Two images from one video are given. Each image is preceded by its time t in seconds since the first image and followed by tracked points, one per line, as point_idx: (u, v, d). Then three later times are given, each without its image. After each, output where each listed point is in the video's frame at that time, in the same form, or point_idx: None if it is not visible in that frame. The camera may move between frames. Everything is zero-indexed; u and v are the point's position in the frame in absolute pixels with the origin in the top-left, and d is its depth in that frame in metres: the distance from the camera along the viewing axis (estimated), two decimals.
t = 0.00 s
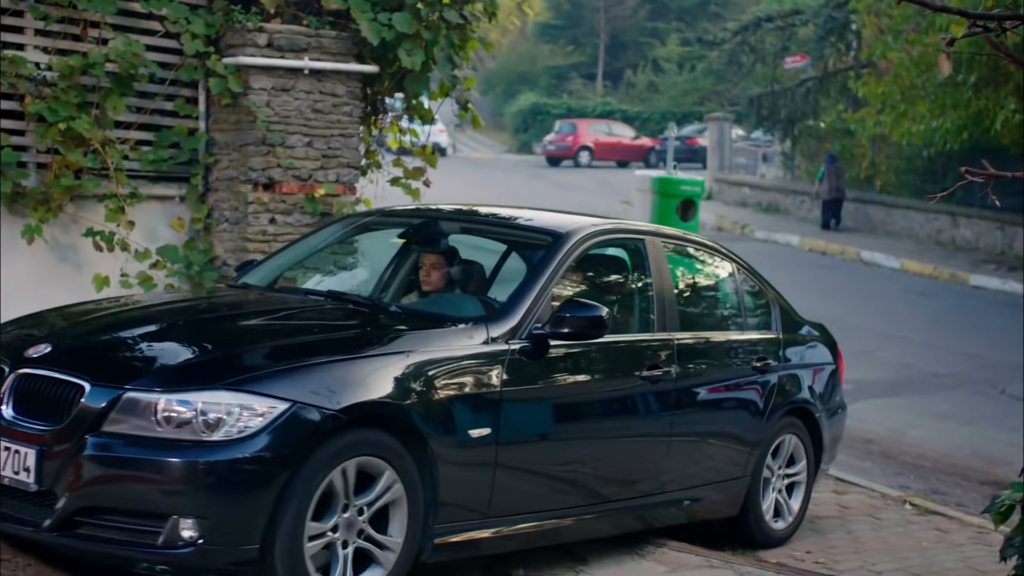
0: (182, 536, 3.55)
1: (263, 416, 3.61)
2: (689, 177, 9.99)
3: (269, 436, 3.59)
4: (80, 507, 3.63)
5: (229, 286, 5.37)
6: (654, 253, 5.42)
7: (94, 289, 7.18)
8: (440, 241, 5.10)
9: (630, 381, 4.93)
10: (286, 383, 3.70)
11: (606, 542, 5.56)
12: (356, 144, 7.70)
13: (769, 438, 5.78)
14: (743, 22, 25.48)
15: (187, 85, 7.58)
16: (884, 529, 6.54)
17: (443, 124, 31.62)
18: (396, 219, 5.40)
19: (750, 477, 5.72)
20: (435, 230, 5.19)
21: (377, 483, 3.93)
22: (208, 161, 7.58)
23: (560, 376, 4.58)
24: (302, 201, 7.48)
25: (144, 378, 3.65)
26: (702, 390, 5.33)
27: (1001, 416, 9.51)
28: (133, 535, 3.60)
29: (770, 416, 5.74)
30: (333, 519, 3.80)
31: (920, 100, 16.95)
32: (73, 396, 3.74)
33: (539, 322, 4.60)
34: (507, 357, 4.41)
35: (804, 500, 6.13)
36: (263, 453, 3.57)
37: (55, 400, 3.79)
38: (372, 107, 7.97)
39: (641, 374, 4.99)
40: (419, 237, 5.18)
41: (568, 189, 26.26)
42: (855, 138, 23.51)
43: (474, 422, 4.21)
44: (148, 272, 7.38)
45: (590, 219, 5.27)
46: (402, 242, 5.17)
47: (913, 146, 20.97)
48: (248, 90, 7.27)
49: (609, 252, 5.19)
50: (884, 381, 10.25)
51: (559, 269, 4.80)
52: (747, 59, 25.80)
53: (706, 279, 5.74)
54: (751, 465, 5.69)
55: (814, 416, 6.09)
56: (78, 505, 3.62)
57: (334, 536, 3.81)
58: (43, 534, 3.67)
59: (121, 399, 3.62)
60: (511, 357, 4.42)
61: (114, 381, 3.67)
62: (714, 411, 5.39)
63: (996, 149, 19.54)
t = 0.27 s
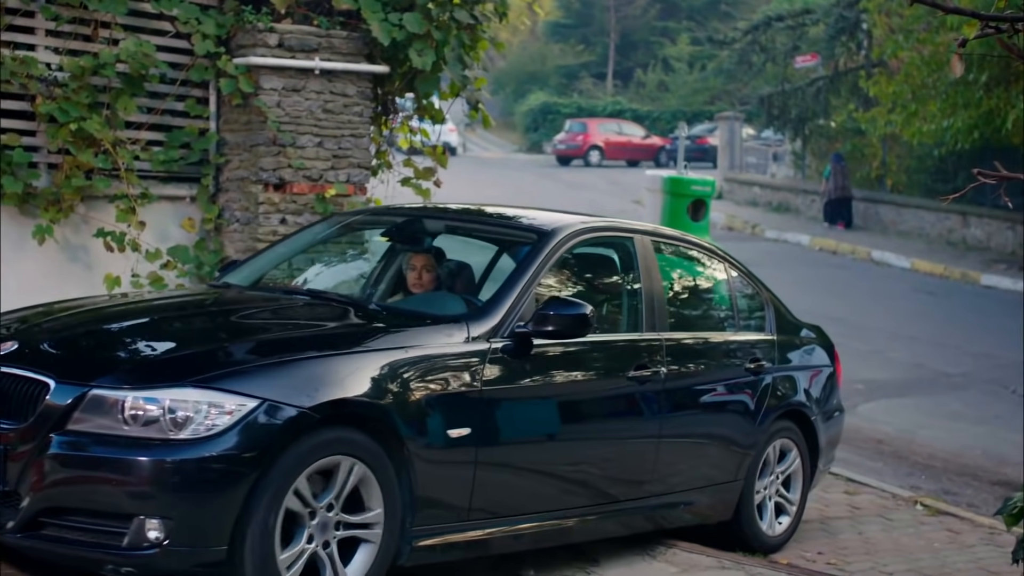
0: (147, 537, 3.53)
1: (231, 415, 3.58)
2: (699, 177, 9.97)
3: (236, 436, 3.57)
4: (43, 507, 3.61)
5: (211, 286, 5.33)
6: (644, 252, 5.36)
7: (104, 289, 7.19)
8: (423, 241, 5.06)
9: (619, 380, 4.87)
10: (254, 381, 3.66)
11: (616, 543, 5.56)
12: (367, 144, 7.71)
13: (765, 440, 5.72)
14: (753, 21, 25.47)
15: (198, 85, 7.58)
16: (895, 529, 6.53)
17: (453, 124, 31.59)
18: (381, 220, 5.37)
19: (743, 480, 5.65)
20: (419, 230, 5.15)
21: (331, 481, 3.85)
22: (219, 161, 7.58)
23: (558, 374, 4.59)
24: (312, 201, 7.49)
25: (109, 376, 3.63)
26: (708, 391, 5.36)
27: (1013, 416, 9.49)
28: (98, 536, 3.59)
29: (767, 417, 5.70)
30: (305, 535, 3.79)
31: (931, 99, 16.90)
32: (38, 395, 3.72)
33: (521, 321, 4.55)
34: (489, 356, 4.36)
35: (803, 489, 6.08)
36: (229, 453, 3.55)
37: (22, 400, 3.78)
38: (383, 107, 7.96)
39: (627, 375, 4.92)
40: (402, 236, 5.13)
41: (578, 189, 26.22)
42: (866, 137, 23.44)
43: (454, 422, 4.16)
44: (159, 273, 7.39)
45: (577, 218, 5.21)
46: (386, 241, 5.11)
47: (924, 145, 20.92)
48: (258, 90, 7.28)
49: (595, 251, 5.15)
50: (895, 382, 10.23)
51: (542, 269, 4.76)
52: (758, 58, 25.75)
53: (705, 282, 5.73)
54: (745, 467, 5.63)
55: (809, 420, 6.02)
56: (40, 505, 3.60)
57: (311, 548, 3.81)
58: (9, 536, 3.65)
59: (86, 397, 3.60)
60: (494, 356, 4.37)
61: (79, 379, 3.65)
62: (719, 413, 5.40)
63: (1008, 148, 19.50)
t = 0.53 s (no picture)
0: (133, 545, 3.55)
1: (219, 420, 3.58)
2: (708, 177, 9.96)
3: (224, 441, 3.56)
4: (28, 514, 3.62)
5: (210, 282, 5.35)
6: (645, 251, 5.34)
7: (114, 290, 7.20)
8: (422, 240, 5.09)
9: (621, 382, 4.85)
10: (246, 385, 3.66)
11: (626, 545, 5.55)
12: (375, 145, 7.71)
13: (765, 443, 5.70)
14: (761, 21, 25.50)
15: (206, 86, 7.60)
16: (905, 530, 6.52)
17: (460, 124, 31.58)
18: (379, 216, 5.40)
19: (745, 483, 5.63)
20: (418, 229, 5.17)
21: (314, 485, 3.82)
22: (228, 162, 7.60)
23: (566, 377, 4.59)
24: (321, 202, 7.50)
25: (96, 380, 3.63)
26: (715, 392, 5.36)
27: (1023, 416, 9.48)
28: (84, 541, 3.61)
29: (768, 419, 5.67)
30: (295, 546, 3.79)
31: (939, 99, 16.88)
32: (24, 399, 3.73)
33: (519, 322, 4.53)
34: (486, 359, 4.34)
35: (806, 485, 6.06)
36: (216, 459, 3.55)
37: (9, 404, 3.79)
38: (392, 108, 7.96)
39: (629, 379, 4.89)
40: (401, 234, 5.17)
41: (586, 189, 26.21)
42: (874, 137, 23.42)
43: (447, 426, 4.14)
44: (169, 274, 7.40)
45: (579, 218, 5.20)
46: (383, 238, 5.16)
47: (933, 145, 20.91)
48: (267, 91, 7.29)
49: (597, 250, 5.13)
50: (904, 382, 10.21)
51: (542, 268, 4.76)
52: (766, 58, 25.74)
53: (711, 281, 5.73)
54: (746, 470, 5.61)
55: (812, 421, 5.99)
56: (26, 511, 3.62)
57: (305, 556, 3.83)
58: None
59: (73, 400, 3.61)
60: (491, 358, 4.36)
61: (66, 384, 3.66)
62: (725, 414, 5.40)
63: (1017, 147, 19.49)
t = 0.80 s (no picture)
0: (142, 544, 3.54)
1: (227, 420, 3.58)
2: (713, 179, 9.96)
3: (232, 440, 3.56)
4: (36, 514, 3.63)
5: (215, 284, 5.35)
6: (651, 251, 5.35)
7: (119, 291, 7.21)
8: (428, 241, 5.09)
9: (627, 383, 4.85)
10: (255, 385, 3.66)
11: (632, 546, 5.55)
12: (380, 146, 7.71)
13: (771, 443, 5.70)
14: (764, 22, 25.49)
15: (211, 87, 7.62)
16: (911, 531, 6.52)
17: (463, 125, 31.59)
18: (384, 218, 5.40)
19: (752, 483, 5.64)
20: (424, 231, 5.17)
21: (321, 486, 3.82)
22: (233, 163, 7.62)
23: (571, 377, 4.59)
24: (326, 203, 7.50)
25: (104, 380, 3.63)
26: (720, 393, 5.35)
27: None
28: (92, 541, 3.61)
29: (774, 419, 5.67)
30: (303, 547, 3.79)
31: (942, 100, 16.86)
32: (32, 399, 3.74)
33: (526, 323, 4.53)
34: (494, 358, 4.35)
35: (812, 485, 6.06)
36: (224, 458, 3.55)
37: (17, 404, 3.79)
38: (397, 110, 7.92)
39: (635, 379, 4.89)
40: (406, 235, 5.17)
41: (589, 190, 26.21)
42: (877, 137, 23.41)
43: (454, 427, 4.14)
44: (173, 275, 7.40)
45: (584, 219, 5.20)
46: (388, 239, 5.17)
47: (936, 145, 20.91)
48: (272, 92, 7.29)
49: (602, 251, 5.13)
50: (908, 383, 10.21)
51: (549, 269, 4.76)
52: (768, 59, 25.73)
53: (716, 282, 5.73)
54: (752, 471, 5.61)
55: (817, 422, 5.99)
56: (34, 511, 3.62)
57: (312, 557, 3.82)
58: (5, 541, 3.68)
59: (80, 400, 3.61)
60: (498, 358, 4.36)
61: (74, 384, 3.66)
62: (730, 414, 5.39)
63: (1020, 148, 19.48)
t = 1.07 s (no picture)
0: (147, 546, 3.54)
1: (232, 421, 3.58)
2: (714, 179, 9.97)
3: (238, 442, 3.56)
4: (41, 515, 3.63)
5: (218, 285, 5.35)
6: (655, 252, 5.35)
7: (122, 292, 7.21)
8: (431, 242, 5.09)
9: (631, 384, 4.85)
10: (260, 386, 3.66)
11: (636, 548, 5.55)
12: (383, 147, 7.71)
13: (774, 444, 5.70)
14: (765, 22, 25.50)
15: (214, 89, 7.62)
16: (914, 532, 6.53)
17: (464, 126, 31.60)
18: (387, 219, 5.40)
19: (755, 484, 5.64)
20: (427, 232, 5.17)
21: (326, 488, 3.82)
22: (236, 165, 7.61)
23: (574, 379, 4.59)
24: (329, 205, 7.50)
25: (109, 382, 3.63)
26: (722, 394, 5.34)
27: None
28: (97, 543, 3.61)
29: (778, 420, 5.67)
30: (308, 549, 3.79)
31: (942, 100, 16.85)
32: (36, 400, 3.74)
33: (530, 324, 4.52)
34: (498, 360, 4.35)
35: (816, 487, 6.06)
36: (229, 460, 3.54)
37: (21, 405, 3.79)
38: (399, 110, 7.96)
39: (639, 381, 4.89)
40: (410, 236, 5.17)
41: (589, 190, 26.22)
42: (877, 138, 23.41)
43: (459, 428, 4.14)
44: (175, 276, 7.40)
45: (588, 220, 5.20)
46: (391, 240, 5.17)
47: (936, 146, 20.92)
48: (275, 93, 7.30)
49: (606, 252, 5.13)
50: (911, 384, 10.21)
51: (552, 271, 4.76)
52: (769, 59, 25.77)
53: (718, 282, 5.72)
54: (756, 472, 5.61)
55: (821, 423, 5.99)
56: (39, 513, 3.62)
57: (318, 559, 3.83)
58: (10, 542, 3.68)
59: (85, 402, 3.61)
60: (502, 360, 4.36)
61: (78, 385, 3.66)
62: (732, 415, 5.39)
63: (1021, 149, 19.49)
